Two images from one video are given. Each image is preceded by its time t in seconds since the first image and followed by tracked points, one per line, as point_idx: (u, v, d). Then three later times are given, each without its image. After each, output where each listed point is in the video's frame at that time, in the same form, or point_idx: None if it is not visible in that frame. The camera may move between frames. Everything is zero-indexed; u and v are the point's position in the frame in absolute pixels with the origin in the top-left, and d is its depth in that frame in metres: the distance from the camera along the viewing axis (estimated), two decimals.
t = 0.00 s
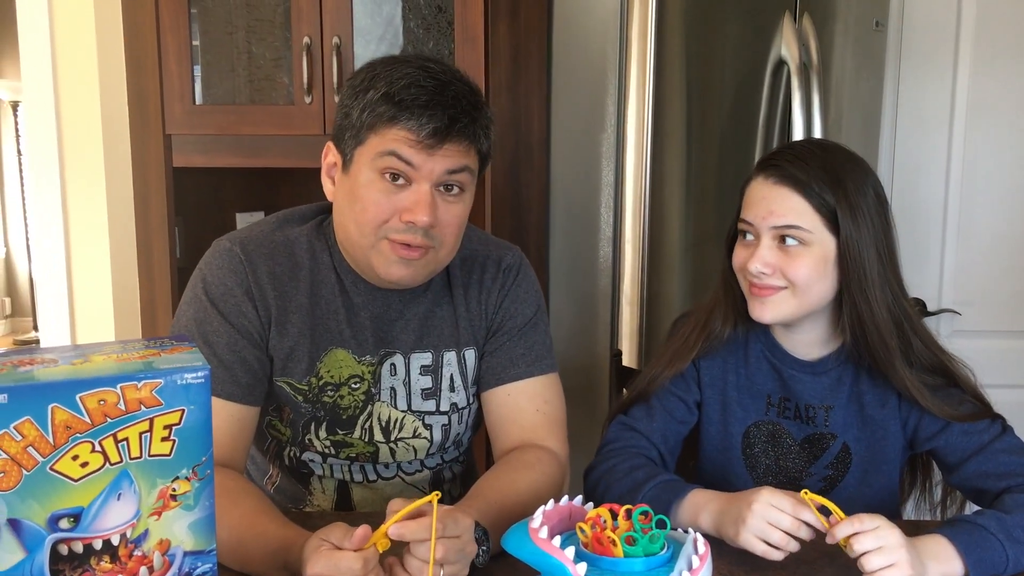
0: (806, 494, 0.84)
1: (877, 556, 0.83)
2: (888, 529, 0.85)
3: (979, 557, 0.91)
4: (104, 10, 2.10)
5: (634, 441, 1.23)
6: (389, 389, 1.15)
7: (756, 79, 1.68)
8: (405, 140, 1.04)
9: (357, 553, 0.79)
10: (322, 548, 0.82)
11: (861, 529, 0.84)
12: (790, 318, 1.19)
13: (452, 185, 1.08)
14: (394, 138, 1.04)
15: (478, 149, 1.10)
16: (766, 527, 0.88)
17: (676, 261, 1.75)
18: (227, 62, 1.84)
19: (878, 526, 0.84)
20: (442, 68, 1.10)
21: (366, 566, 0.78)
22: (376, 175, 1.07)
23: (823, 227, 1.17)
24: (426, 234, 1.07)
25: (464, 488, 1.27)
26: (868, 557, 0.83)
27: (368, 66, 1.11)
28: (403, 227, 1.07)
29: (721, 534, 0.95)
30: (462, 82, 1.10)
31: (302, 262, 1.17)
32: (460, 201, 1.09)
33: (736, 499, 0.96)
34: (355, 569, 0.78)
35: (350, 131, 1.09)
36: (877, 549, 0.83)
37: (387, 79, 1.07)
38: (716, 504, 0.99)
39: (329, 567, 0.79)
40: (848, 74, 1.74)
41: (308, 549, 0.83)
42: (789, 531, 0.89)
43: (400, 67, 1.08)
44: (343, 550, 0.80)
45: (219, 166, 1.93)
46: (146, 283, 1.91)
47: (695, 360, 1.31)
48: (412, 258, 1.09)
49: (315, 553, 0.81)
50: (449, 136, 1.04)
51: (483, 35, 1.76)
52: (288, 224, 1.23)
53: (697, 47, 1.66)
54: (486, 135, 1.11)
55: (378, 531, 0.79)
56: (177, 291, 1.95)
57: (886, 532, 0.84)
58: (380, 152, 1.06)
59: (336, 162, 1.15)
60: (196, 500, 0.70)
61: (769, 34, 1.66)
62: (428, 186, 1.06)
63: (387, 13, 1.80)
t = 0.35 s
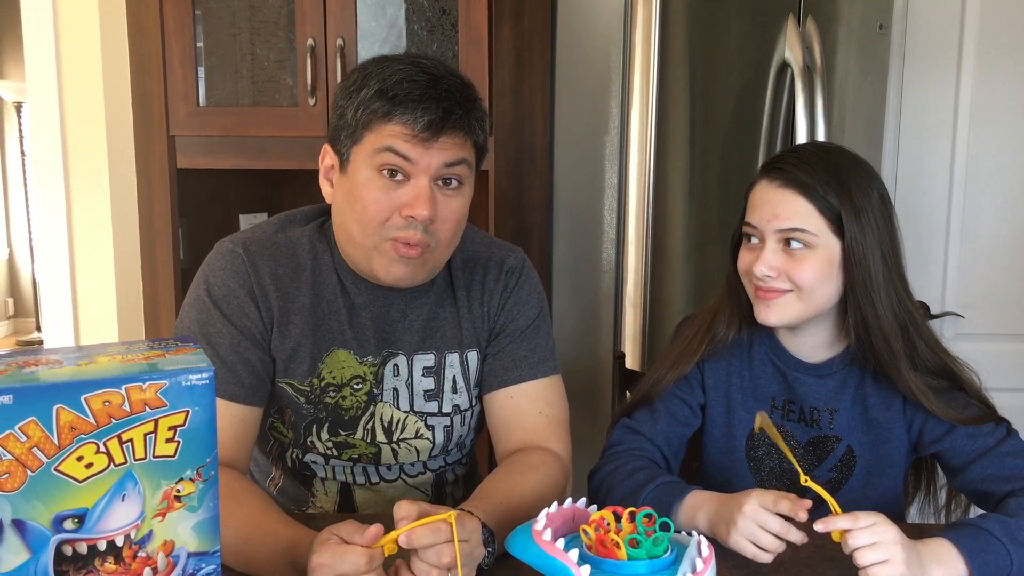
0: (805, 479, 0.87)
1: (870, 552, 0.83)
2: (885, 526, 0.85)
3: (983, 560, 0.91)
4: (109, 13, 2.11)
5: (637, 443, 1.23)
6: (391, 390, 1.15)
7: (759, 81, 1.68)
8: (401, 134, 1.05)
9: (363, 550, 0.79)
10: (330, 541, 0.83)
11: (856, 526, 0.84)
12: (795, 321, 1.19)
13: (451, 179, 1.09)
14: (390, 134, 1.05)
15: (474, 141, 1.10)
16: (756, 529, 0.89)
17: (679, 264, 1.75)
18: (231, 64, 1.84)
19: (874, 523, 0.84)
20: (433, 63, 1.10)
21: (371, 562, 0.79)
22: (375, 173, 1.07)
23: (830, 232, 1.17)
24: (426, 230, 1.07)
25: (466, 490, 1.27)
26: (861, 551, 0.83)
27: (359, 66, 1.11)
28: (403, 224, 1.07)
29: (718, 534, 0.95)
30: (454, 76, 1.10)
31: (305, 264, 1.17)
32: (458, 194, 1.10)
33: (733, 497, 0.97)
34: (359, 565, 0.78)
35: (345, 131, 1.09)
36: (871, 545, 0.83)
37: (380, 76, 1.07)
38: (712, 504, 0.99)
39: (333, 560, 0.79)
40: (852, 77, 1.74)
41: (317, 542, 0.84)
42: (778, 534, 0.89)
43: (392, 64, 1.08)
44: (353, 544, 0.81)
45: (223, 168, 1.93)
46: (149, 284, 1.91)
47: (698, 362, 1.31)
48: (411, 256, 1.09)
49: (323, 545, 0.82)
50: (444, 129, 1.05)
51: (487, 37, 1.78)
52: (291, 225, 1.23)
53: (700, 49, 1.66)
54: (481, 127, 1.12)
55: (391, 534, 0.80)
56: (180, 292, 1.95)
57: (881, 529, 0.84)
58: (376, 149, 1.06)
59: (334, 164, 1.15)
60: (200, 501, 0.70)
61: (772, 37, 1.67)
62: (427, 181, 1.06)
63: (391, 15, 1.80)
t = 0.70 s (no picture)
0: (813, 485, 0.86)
1: (877, 557, 0.83)
2: (891, 529, 0.84)
3: (983, 560, 0.91)
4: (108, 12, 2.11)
5: (637, 443, 1.22)
6: (391, 389, 1.15)
7: (760, 80, 1.68)
8: (407, 137, 1.04)
9: (364, 544, 0.79)
10: (330, 536, 0.82)
11: (864, 531, 0.83)
12: (796, 319, 1.19)
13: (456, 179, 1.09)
14: (396, 137, 1.04)
15: (476, 141, 1.10)
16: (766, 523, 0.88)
17: (680, 262, 1.75)
18: (231, 62, 1.84)
19: (880, 526, 0.84)
20: (432, 63, 1.10)
21: (372, 557, 0.79)
22: (381, 177, 1.06)
23: (830, 229, 1.17)
24: (436, 230, 1.07)
25: (466, 489, 1.26)
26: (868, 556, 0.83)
27: (357, 67, 1.10)
28: (411, 225, 1.06)
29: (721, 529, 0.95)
30: (454, 76, 1.10)
31: (305, 263, 1.17)
32: (464, 194, 1.10)
33: (734, 496, 0.96)
34: (360, 559, 0.78)
35: (347, 134, 1.09)
36: (878, 548, 0.83)
37: (382, 78, 1.07)
38: (716, 500, 0.99)
39: (333, 555, 0.79)
40: (852, 75, 1.73)
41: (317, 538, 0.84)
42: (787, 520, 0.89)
43: (392, 66, 1.08)
44: (352, 539, 0.81)
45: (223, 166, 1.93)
46: (149, 283, 1.91)
47: (698, 363, 1.31)
48: (423, 255, 1.09)
49: (323, 540, 0.82)
50: (450, 130, 1.05)
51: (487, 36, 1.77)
52: (290, 224, 1.23)
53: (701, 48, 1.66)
54: (482, 127, 1.12)
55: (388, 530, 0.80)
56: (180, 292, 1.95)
57: (888, 532, 0.84)
58: (381, 152, 1.05)
59: (333, 166, 1.14)
60: (200, 500, 0.70)
61: (772, 36, 1.66)
62: (433, 183, 1.06)
63: (391, 14, 1.80)
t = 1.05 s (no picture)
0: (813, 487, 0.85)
1: (875, 561, 0.83)
2: (891, 535, 0.85)
3: (979, 558, 0.91)
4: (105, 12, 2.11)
5: (633, 443, 1.23)
6: (386, 390, 1.16)
7: (757, 78, 1.67)
8: (424, 153, 1.04)
9: (371, 549, 0.80)
10: (335, 540, 0.82)
11: (862, 534, 0.83)
12: (795, 320, 1.19)
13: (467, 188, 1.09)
14: (413, 153, 1.04)
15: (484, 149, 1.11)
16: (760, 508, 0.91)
17: (677, 262, 1.75)
18: (227, 62, 1.84)
19: (880, 530, 0.84)
20: (437, 70, 1.10)
21: (379, 561, 0.79)
22: (395, 192, 1.05)
23: (826, 227, 1.17)
24: (452, 240, 1.07)
25: (463, 488, 1.27)
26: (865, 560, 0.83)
27: (362, 77, 1.08)
28: (428, 236, 1.06)
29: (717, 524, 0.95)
30: (459, 84, 1.10)
31: (300, 263, 1.17)
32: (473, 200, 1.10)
33: (727, 486, 0.97)
34: (369, 564, 0.79)
35: (358, 148, 1.07)
36: (877, 552, 0.83)
37: (393, 91, 1.05)
38: (709, 495, 0.99)
39: (341, 560, 0.79)
40: (849, 75, 1.74)
41: (320, 541, 0.84)
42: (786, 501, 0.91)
43: (400, 77, 1.07)
44: (359, 543, 0.81)
45: (220, 166, 1.93)
46: (146, 283, 1.91)
47: (694, 364, 1.31)
48: (436, 263, 1.09)
49: (329, 544, 0.82)
50: (466, 143, 1.05)
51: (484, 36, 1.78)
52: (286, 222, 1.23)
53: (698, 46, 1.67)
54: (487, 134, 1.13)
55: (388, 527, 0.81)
56: (178, 291, 1.95)
57: (887, 536, 0.84)
58: (398, 168, 1.04)
59: (337, 176, 1.12)
60: (196, 500, 0.70)
61: (768, 36, 1.66)
62: (448, 195, 1.06)
63: (388, 14, 1.80)
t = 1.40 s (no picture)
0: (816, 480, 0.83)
1: (872, 550, 0.83)
2: (889, 525, 0.85)
3: (975, 560, 0.91)
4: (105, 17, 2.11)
5: (630, 446, 1.23)
6: (384, 392, 1.16)
7: (755, 81, 1.68)
8: (406, 147, 1.04)
9: (378, 552, 0.81)
10: (338, 545, 0.83)
11: (861, 523, 0.83)
12: (798, 323, 1.19)
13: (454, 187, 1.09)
14: (395, 147, 1.04)
15: (473, 148, 1.11)
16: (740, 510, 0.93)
17: (675, 265, 1.75)
18: (227, 65, 1.84)
19: (879, 524, 0.84)
20: (428, 70, 1.10)
21: (386, 562, 0.81)
22: (378, 186, 1.06)
23: (829, 230, 1.17)
24: (434, 237, 1.07)
25: (461, 490, 1.27)
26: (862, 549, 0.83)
27: (354, 74, 1.10)
28: (409, 233, 1.07)
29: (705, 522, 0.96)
30: (450, 83, 1.10)
31: (299, 265, 1.17)
32: (460, 200, 1.10)
33: (714, 486, 0.99)
34: (376, 567, 0.80)
35: (345, 142, 1.08)
36: (874, 544, 0.83)
37: (380, 87, 1.06)
38: (699, 492, 1.01)
39: (346, 565, 0.80)
40: (847, 78, 1.74)
41: (321, 546, 0.84)
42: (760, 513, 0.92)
43: (390, 74, 1.08)
44: (363, 547, 0.82)
45: (219, 169, 1.93)
46: (145, 286, 1.92)
47: (692, 367, 1.31)
48: (418, 262, 1.09)
49: (333, 550, 0.83)
50: (448, 140, 1.05)
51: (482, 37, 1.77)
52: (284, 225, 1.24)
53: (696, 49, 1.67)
54: (479, 134, 1.12)
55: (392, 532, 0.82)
56: (177, 295, 1.96)
57: (886, 530, 0.84)
58: (380, 162, 1.05)
59: (331, 172, 1.13)
60: (194, 502, 0.70)
61: (766, 39, 1.66)
62: (431, 191, 1.06)
63: (387, 18, 1.81)
